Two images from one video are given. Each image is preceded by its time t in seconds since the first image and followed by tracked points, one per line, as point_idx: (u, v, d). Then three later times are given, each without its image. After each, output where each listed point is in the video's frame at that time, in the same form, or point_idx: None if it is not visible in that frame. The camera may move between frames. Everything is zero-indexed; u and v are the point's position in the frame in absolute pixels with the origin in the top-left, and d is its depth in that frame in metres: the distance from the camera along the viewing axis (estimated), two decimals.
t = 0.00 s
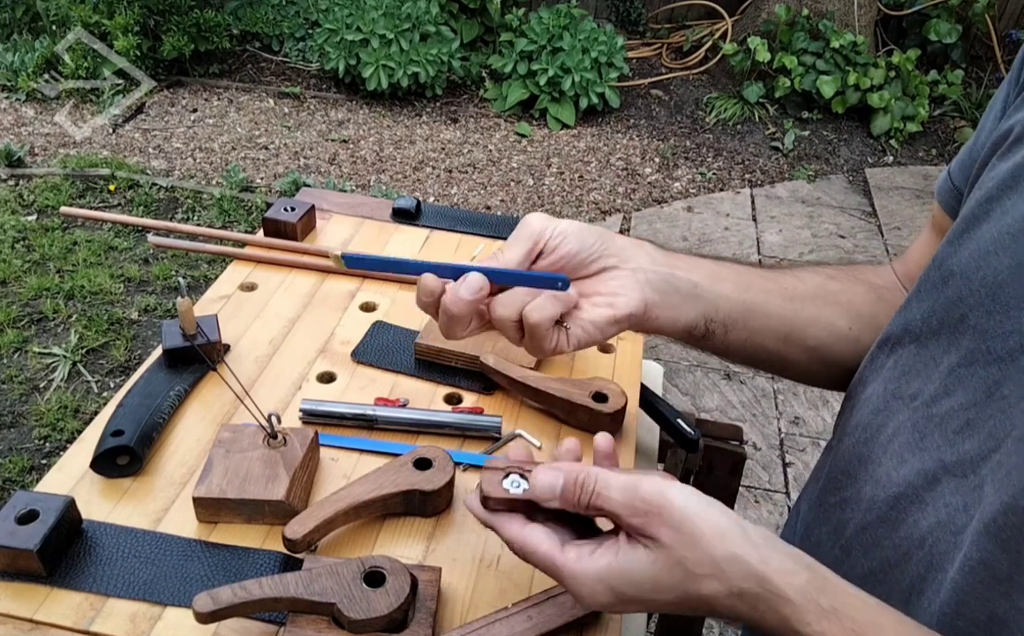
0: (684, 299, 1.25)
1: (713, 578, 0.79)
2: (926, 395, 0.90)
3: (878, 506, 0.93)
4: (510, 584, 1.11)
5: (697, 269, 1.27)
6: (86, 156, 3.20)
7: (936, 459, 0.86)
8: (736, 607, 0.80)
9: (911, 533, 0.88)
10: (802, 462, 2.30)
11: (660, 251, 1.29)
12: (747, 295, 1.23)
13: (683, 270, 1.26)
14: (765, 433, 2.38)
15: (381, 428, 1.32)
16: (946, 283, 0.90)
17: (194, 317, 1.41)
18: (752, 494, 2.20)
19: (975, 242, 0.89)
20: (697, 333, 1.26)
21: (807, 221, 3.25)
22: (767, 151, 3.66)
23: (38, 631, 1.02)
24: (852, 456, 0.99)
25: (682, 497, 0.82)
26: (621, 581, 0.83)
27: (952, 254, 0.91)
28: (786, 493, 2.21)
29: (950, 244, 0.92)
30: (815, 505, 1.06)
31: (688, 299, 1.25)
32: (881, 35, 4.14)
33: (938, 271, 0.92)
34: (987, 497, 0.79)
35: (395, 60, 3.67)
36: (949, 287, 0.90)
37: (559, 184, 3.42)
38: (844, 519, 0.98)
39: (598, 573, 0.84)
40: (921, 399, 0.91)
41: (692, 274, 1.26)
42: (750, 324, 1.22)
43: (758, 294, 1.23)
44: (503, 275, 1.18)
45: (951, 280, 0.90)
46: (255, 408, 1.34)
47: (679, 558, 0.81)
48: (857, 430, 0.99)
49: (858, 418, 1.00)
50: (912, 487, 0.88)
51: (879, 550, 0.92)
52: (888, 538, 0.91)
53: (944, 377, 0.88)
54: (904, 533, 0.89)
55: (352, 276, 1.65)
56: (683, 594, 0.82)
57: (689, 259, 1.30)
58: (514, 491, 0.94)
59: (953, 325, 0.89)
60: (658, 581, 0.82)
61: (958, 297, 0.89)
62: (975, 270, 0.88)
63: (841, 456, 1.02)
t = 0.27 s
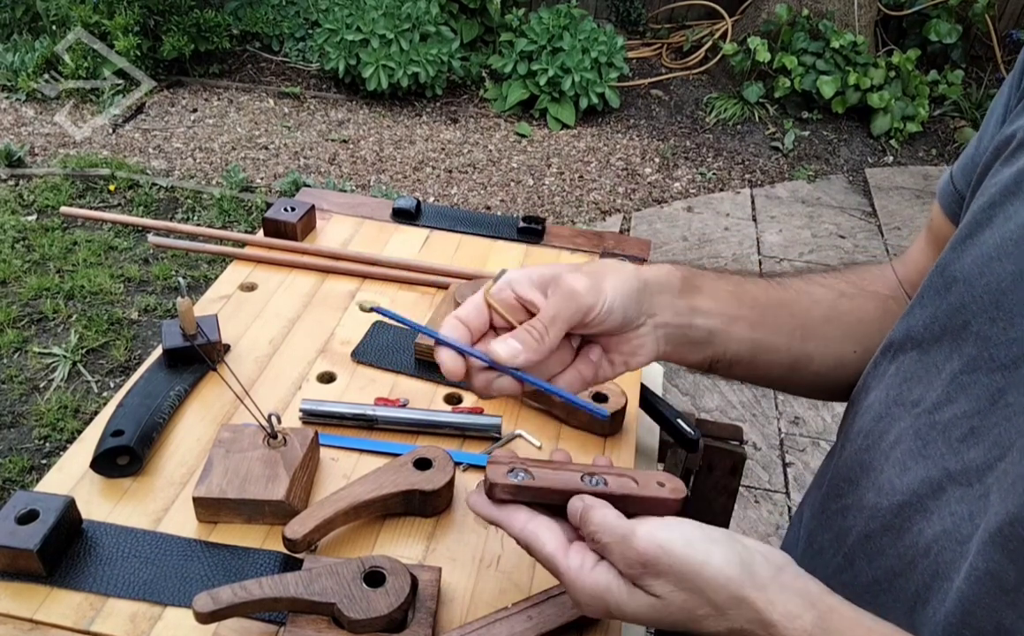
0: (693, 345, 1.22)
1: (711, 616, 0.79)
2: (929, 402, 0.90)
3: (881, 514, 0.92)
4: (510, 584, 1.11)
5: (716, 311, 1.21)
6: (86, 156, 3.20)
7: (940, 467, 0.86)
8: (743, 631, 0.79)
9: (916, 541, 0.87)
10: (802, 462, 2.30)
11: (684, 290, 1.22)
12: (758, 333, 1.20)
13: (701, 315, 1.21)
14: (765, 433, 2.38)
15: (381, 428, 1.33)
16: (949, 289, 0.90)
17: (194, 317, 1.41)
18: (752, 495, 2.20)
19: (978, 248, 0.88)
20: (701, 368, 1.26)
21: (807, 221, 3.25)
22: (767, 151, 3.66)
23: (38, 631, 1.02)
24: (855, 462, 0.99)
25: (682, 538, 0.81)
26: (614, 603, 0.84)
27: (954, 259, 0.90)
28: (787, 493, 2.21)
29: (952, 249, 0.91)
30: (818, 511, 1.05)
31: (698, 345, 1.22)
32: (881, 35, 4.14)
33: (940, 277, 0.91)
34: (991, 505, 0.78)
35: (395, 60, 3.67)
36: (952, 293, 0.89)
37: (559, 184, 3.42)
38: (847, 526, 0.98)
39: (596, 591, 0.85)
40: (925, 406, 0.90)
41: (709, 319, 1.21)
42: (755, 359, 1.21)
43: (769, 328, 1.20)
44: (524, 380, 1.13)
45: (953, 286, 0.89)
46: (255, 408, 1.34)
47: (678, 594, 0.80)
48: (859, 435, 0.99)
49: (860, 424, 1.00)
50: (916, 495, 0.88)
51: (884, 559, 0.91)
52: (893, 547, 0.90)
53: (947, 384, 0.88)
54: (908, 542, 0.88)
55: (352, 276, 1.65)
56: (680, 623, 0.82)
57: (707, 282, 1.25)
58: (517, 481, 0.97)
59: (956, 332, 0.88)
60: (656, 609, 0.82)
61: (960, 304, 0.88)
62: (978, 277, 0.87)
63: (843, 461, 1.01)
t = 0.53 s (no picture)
0: (677, 359, 1.21)
1: None
2: (935, 409, 0.89)
3: (887, 520, 0.92)
4: (510, 584, 1.11)
5: (696, 323, 1.21)
6: (86, 156, 3.20)
7: (947, 474, 0.85)
8: None
9: (922, 548, 0.87)
10: (802, 462, 2.30)
11: (660, 304, 1.22)
12: (739, 344, 1.20)
13: (682, 327, 1.21)
14: (765, 433, 2.38)
15: (381, 428, 1.33)
16: (953, 295, 0.89)
17: (194, 317, 1.41)
18: (752, 495, 2.20)
19: (982, 253, 0.88)
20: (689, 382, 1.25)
21: (807, 221, 3.25)
22: (767, 151, 3.66)
23: (38, 631, 1.02)
24: (859, 468, 0.98)
25: (701, 546, 0.77)
26: (618, 617, 0.83)
27: (958, 264, 0.90)
28: (787, 492, 2.21)
29: (956, 254, 0.91)
30: (821, 516, 1.05)
31: (683, 359, 1.21)
32: (881, 34, 4.14)
33: (945, 282, 0.91)
34: (998, 514, 0.78)
35: (395, 60, 3.67)
36: (956, 299, 0.89)
37: (559, 184, 3.42)
38: (851, 531, 0.97)
39: (600, 606, 0.84)
40: (931, 412, 0.90)
41: (691, 332, 1.21)
42: (742, 372, 1.21)
43: (751, 339, 1.19)
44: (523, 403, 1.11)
45: (958, 292, 0.89)
46: (255, 408, 1.34)
47: (678, 613, 0.77)
48: (863, 441, 0.99)
49: (863, 429, 0.99)
50: (923, 503, 0.87)
51: (890, 565, 0.91)
52: (898, 554, 0.90)
53: (954, 391, 0.88)
54: (914, 549, 0.87)
55: (352, 276, 1.65)
56: None
57: (684, 297, 1.24)
58: (517, 469, 0.97)
59: (962, 338, 0.88)
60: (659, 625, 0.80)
61: (965, 310, 0.88)
62: (983, 282, 0.87)
63: (846, 465, 1.01)
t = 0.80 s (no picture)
0: (671, 346, 1.21)
1: None
2: (939, 413, 0.89)
3: (890, 525, 0.91)
4: (510, 584, 1.11)
5: (688, 311, 1.22)
6: (86, 156, 3.20)
7: (952, 479, 0.85)
8: None
9: (927, 553, 0.86)
10: (802, 462, 2.30)
11: (652, 291, 1.24)
12: (734, 331, 1.20)
13: (674, 313, 1.21)
14: (765, 433, 2.38)
15: (381, 428, 1.33)
16: (957, 299, 0.90)
17: (194, 317, 1.41)
18: (752, 495, 2.20)
19: (986, 256, 0.88)
20: (683, 374, 1.24)
21: (807, 221, 3.25)
22: (767, 151, 3.66)
23: (38, 631, 1.02)
24: (861, 472, 0.98)
25: (704, 566, 0.77)
26: None
27: (961, 267, 0.90)
28: (787, 493, 2.21)
29: (958, 257, 0.91)
30: (823, 520, 1.04)
31: (678, 346, 1.21)
32: (881, 35, 4.14)
33: (948, 285, 0.91)
34: (1005, 519, 0.78)
35: (395, 60, 3.67)
36: (960, 302, 0.89)
37: (559, 184, 3.42)
38: (854, 536, 0.97)
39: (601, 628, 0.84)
40: (934, 417, 0.90)
41: (683, 318, 1.21)
42: (736, 363, 1.21)
43: (745, 328, 1.20)
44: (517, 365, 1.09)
45: (961, 296, 0.89)
46: (255, 408, 1.34)
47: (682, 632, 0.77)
48: (865, 444, 0.99)
49: (865, 432, 0.99)
50: (928, 507, 0.87)
51: (894, 571, 0.90)
52: (903, 559, 0.89)
53: (958, 395, 0.88)
54: (919, 554, 0.87)
55: (352, 276, 1.66)
56: None
57: (675, 288, 1.26)
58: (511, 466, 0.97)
59: (966, 343, 0.88)
60: None
61: (969, 315, 0.88)
62: (987, 287, 0.87)
63: (848, 469, 1.01)
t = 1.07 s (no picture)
0: (681, 357, 1.23)
1: None
2: (945, 418, 0.89)
3: (895, 530, 0.91)
4: (510, 584, 1.11)
5: (701, 322, 1.22)
6: (86, 155, 3.20)
7: (958, 484, 0.85)
8: None
9: (931, 558, 0.86)
10: (803, 462, 2.30)
11: (667, 301, 1.24)
12: (746, 342, 1.21)
13: (687, 325, 1.22)
14: (765, 433, 2.38)
15: (381, 428, 1.33)
16: (961, 302, 0.90)
17: (194, 317, 1.41)
18: (752, 495, 2.20)
19: (991, 260, 0.88)
20: (694, 381, 1.26)
21: (807, 221, 3.25)
22: (767, 151, 3.65)
23: (38, 631, 1.02)
24: (865, 475, 0.98)
25: (700, 575, 0.79)
26: None
27: (966, 271, 0.90)
28: (787, 492, 2.21)
29: (963, 260, 0.91)
30: (825, 523, 1.04)
31: (688, 357, 1.23)
32: (881, 34, 4.14)
33: (952, 288, 0.91)
34: (1013, 524, 0.78)
35: (395, 60, 3.67)
36: (965, 306, 0.89)
37: (559, 184, 3.42)
38: (857, 539, 0.97)
39: None
40: (940, 421, 0.90)
41: (696, 329, 1.22)
42: (747, 371, 1.22)
43: (757, 338, 1.21)
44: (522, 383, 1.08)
45: (966, 299, 0.89)
46: (255, 408, 1.34)
47: None
48: (869, 447, 0.98)
49: (869, 435, 0.99)
50: (933, 512, 0.87)
51: (897, 576, 0.90)
52: (907, 564, 0.89)
53: (965, 400, 0.88)
54: (924, 558, 0.87)
55: (352, 276, 1.65)
56: None
57: (689, 294, 1.26)
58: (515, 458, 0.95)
59: (970, 347, 0.88)
60: None
61: (974, 318, 0.88)
62: (992, 291, 0.87)
63: (850, 472, 1.01)
